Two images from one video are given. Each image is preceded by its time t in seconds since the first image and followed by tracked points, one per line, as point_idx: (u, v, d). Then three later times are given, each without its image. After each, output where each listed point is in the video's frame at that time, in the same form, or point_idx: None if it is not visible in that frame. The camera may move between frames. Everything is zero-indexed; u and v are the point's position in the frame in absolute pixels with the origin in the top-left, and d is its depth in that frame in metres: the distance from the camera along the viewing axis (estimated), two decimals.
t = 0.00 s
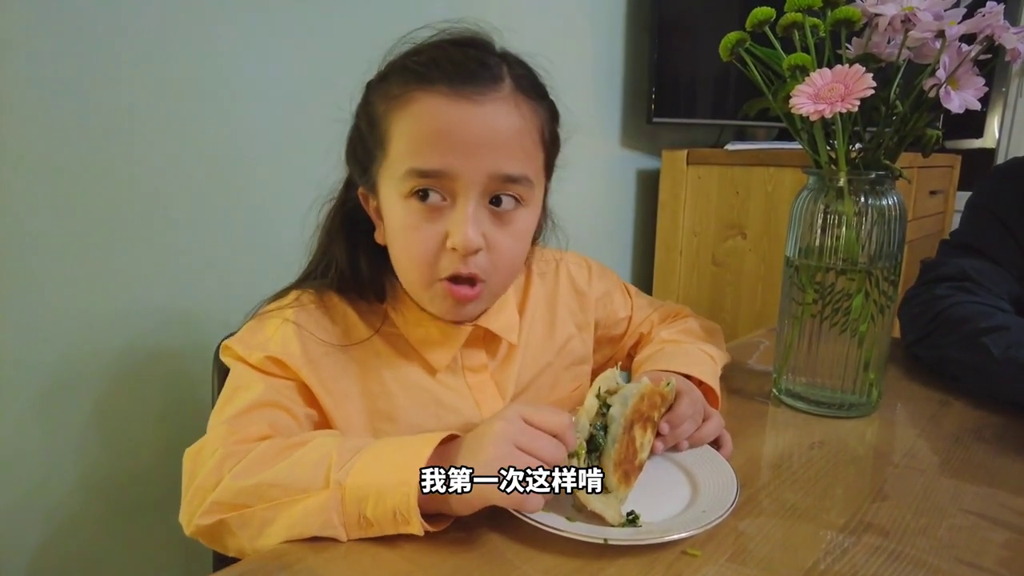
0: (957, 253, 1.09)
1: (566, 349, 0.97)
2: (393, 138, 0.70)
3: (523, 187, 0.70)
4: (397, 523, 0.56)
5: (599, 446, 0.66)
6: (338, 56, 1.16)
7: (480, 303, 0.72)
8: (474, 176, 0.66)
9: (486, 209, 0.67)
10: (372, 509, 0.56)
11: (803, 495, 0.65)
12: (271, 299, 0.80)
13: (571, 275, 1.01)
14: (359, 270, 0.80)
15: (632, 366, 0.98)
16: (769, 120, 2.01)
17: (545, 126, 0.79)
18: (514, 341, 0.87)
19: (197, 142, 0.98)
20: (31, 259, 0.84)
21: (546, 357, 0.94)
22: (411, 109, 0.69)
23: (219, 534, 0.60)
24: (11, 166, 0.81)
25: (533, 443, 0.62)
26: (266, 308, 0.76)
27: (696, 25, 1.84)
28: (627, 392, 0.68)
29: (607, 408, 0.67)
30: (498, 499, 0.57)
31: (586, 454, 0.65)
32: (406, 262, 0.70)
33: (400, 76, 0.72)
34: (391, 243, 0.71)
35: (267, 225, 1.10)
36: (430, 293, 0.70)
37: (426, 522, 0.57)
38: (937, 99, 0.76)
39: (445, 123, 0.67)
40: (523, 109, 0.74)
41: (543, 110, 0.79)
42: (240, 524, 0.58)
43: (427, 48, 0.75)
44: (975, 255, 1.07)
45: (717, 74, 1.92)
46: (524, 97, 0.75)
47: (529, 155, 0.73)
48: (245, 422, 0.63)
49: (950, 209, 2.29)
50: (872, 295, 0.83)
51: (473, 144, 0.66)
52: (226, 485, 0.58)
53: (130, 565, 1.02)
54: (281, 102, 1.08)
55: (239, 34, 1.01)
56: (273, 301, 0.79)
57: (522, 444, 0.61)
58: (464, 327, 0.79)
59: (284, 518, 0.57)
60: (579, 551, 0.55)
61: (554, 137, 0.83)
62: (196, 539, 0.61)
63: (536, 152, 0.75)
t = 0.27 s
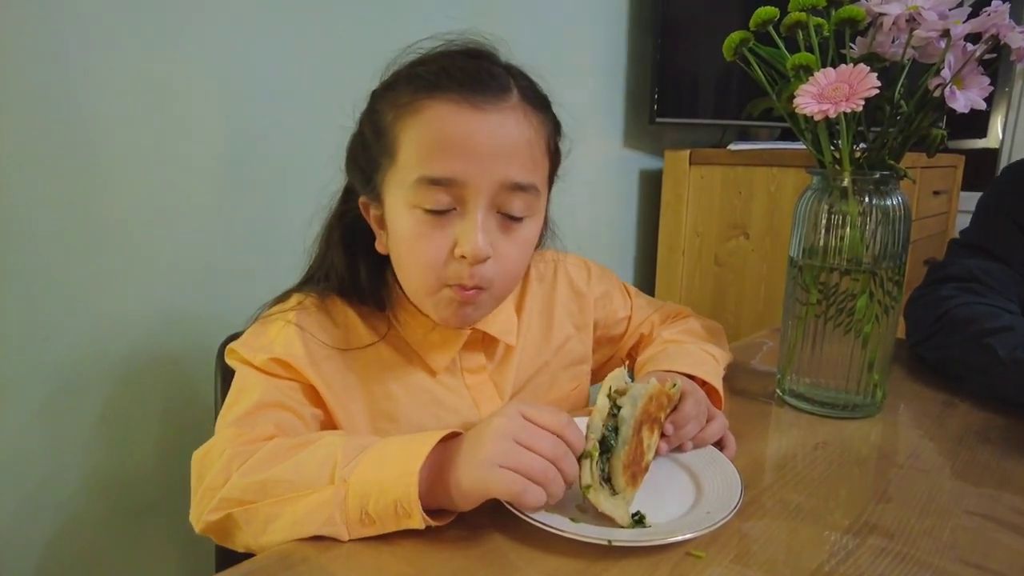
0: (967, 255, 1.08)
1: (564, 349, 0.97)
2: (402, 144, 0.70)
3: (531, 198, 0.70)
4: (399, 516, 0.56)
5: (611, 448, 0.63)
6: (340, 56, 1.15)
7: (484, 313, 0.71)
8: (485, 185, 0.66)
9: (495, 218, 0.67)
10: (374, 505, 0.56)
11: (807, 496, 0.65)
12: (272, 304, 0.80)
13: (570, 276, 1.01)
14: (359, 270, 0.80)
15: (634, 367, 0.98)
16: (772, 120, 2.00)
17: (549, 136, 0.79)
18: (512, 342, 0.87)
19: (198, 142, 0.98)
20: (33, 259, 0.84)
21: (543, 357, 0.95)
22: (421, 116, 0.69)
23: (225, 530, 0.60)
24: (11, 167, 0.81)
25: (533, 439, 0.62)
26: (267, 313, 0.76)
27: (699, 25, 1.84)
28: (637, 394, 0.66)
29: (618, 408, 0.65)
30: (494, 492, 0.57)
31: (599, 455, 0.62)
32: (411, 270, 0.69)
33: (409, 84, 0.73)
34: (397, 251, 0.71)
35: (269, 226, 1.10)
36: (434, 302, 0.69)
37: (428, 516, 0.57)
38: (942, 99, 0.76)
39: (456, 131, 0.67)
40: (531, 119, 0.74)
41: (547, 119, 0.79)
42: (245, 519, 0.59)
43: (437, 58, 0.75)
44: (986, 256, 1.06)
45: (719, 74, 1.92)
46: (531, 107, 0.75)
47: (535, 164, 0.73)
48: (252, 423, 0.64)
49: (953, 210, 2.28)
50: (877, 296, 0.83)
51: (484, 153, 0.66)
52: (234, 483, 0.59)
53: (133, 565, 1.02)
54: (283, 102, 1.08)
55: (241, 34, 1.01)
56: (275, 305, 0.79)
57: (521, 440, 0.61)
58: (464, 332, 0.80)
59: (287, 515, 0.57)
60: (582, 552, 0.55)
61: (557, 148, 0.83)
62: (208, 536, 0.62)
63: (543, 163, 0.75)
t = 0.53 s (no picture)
0: (977, 257, 1.08)
1: (567, 350, 0.97)
2: (423, 141, 0.70)
3: (548, 200, 0.70)
4: (404, 517, 0.55)
5: (618, 450, 0.63)
6: (345, 57, 1.15)
7: (495, 314, 0.70)
8: (507, 184, 0.66)
9: (514, 217, 0.67)
10: (380, 505, 0.56)
11: (814, 498, 0.65)
12: (278, 306, 0.80)
13: (574, 278, 1.01)
14: (364, 271, 0.80)
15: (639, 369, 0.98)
16: (776, 120, 2.00)
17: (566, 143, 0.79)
18: (516, 344, 0.87)
19: (203, 143, 0.98)
20: (38, 260, 0.84)
21: (546, 359, 0.94)
22: (445, 114, 0.69)
23: (233, 530, 0.60)
24: (16, 168, 0.81)
25: (538, 438, 0.62)
26: (274, 314, 0.76)
27: (703, 25, 1.84)
28: (642, 395, 0.65)
29: (625, 410, 0.64)
30: (498, 491, 0.58)
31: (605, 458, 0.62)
32: (425, 268, 0.69)
33: (432, 83, 0.73)
34: (411, 248, 0.70)
35: (275, 225, 1.09)
36: (447, 301, 0.69)
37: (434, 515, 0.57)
38: (950, 99, 0.75)
39: (480, 129, 0.67)
40: (552, 125, 0.75)
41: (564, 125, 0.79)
42: (252, 520, 0.59)
43: (461, 60, 0.76)
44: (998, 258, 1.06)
45: (723, 73, 1.91)
46: (552, 114, 0.76)
47: (554, 169, 0.73)
48: (259, 425, 0.64)
49: (958, 211, 2.27)
50: (884, 297, 0.83)
51: (508, 154, 0.66)
52: (241, 484, 0.59)
53: (138, 566, 1.02)
54: (289, 102, 1.08)
55: (246, 35, 1.01)
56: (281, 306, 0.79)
57: (526, 439, 0.61)
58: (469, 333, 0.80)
59: (293, 515, 0.57)
60: (588, 555, 0.55)
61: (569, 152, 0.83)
62: (216, 539, 0.62)
63: (559, 168, 0.76)
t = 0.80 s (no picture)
0: (980, 258, 1.08)
1: (569, 349, 0.97)
2: (424, 140, 0.70)
3: (547, 200, 0.70)
4: (407, 514, 0.56)
5: (625, 449, 0.62)
6: (347, 56, 1.15)
7: (494, 314, 0.70)
8: (507, 183, 0.66)
9: (513, 217, 0.67)
10: (383, 502, 0.56)
11: (816, 498, 0.65)
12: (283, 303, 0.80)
13: (576, 278, 1.00)
14: (367, 270, 0.80)
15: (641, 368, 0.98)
16: (779, 120, 1.99)
17: (568, 142, 0.79)
18: (518, 343, 0.87)
19: (206, 142, 0.98)
20: (40, 258, 0.84)
21: (548, 358, 0.94)
22: (446, 113, 0.69)
23: (236, 525, 0.60)
24: (20, 167, 0.81)
25: (541, 433, 0.62)
26: (278, 311, 0.77)
27: (706, 25, 1.84)
28: (643, 394, 0.65)
29: (629, 410, 0.64)
30: (500, 482, 0.58)
31: (614, 459, 0.61)
32: (424, 266, 0.68)
33: (434, 82, 0.73)
34: (410, 247, 0.70)
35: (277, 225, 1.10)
36: (446, 301, 0.68)
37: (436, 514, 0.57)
38: (954, 98, 0.75)
39: (480, 128, 0.67)
40: (553, 124, 0.75)
41: (566, 125, 0.79)
42: (256, 514, 0.58)
43: (463, 59, 0.76)
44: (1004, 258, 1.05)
45: (726, 73, 1.91)
46: (554, 113, 0.76)
47: (555, 168, 0.73)
48: (262, 421, 0.64)
49: (961, 211, 2.27)
50: (886, 297, 0.82)
51: (508, 153, 0.66)
52: (245, 478, 0.59)
53: (141, 565, 1.02)
54: (291, 101, 1.08)
55: (249, 34, 1.01)
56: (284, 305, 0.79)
57: (530, 434, 0.62)
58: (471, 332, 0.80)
59: (298, 511, 0.57)
60: (589, 554, 0.55)
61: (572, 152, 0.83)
62: (216, 533, 0.62)
63: (560, 168, 0.76)
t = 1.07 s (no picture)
0: (983, 257, 1.07)
1: (571, 348, 0.97)
2: (427, 138, 0.70)
3: (551, 198, 0.71)
4: (409, 514, 0.56)
5: (628, 450, 0.62)
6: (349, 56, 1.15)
7: (499, 312, 0.70)
8: (511, 181, 0.66)
9: (517, 214, 0.67)
10: (386, 500, 0.56)
11: (818, 498, 0.64)
12: (288, 299, 0.80)
13: (578, 277, 1.00)
14: (368, 269, 0.80)
15: (643, 368, 0.98)
16: (782, 119, 1.99)
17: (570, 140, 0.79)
18: (520, 342, 0.87)
19: (207, 141, 0.98)
20: (40, 258, 0.84)
21: (550, 357, 0.94)
22: (449, 111, 0.69)
23: (239, 518, 0.60)
24: (22, 166, 0.81)
25: (544, 435, 0.62)
26: (282, 308, 0.77)
27: (708, 24, 1.83)
28: (642, 394, 0.64)
29: (630, 411, 0.63)
30: (505, 485, 0.58)
31: (617, 460, 0.61)
32: (429, 265, 0.69)
33: (436, 80, 0.73)
34: (415, 246, 0.70)
35: (279, 224, 1.10)
36: (451, 299, 0.69)
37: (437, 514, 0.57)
38: (956, 97, 0.75)
39: (484, 126, 0.67)
40: (556, 122, 0.75)
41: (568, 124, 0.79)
42: (259, 508, 0.58)
43: (465, 58, 0.76)
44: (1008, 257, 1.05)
45: (728, 73, 1.91)
46: (557, 112, 0.76)
47: (558, 166, 0.73)
48: (266, 416, 0.64)
49: (965, 211, 2.26)
50: (889, 297, 0.82)
51: (511, 150, 0.67)
52: (249, 473, 0.59)
53: (144, 563, 1.02)
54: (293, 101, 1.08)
55: (251, 34, 1.01)
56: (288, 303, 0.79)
57: (533, 435, 0.62)
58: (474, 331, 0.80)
59: (301, 506, 0.57)
60: (591, 554, 0.55)
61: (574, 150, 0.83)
62: (217, 526, 0.62)
63: (563, 166, 0.76)
